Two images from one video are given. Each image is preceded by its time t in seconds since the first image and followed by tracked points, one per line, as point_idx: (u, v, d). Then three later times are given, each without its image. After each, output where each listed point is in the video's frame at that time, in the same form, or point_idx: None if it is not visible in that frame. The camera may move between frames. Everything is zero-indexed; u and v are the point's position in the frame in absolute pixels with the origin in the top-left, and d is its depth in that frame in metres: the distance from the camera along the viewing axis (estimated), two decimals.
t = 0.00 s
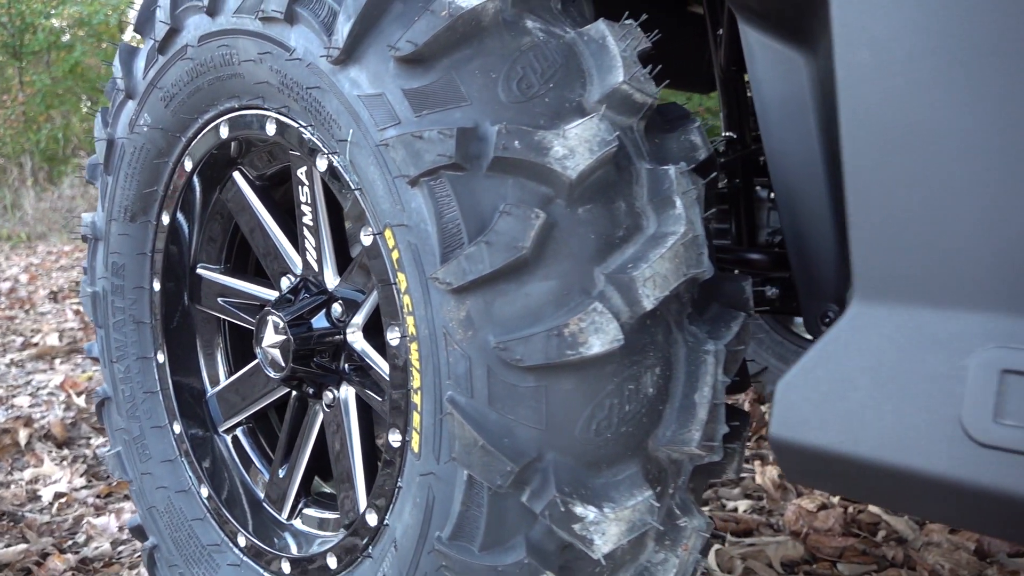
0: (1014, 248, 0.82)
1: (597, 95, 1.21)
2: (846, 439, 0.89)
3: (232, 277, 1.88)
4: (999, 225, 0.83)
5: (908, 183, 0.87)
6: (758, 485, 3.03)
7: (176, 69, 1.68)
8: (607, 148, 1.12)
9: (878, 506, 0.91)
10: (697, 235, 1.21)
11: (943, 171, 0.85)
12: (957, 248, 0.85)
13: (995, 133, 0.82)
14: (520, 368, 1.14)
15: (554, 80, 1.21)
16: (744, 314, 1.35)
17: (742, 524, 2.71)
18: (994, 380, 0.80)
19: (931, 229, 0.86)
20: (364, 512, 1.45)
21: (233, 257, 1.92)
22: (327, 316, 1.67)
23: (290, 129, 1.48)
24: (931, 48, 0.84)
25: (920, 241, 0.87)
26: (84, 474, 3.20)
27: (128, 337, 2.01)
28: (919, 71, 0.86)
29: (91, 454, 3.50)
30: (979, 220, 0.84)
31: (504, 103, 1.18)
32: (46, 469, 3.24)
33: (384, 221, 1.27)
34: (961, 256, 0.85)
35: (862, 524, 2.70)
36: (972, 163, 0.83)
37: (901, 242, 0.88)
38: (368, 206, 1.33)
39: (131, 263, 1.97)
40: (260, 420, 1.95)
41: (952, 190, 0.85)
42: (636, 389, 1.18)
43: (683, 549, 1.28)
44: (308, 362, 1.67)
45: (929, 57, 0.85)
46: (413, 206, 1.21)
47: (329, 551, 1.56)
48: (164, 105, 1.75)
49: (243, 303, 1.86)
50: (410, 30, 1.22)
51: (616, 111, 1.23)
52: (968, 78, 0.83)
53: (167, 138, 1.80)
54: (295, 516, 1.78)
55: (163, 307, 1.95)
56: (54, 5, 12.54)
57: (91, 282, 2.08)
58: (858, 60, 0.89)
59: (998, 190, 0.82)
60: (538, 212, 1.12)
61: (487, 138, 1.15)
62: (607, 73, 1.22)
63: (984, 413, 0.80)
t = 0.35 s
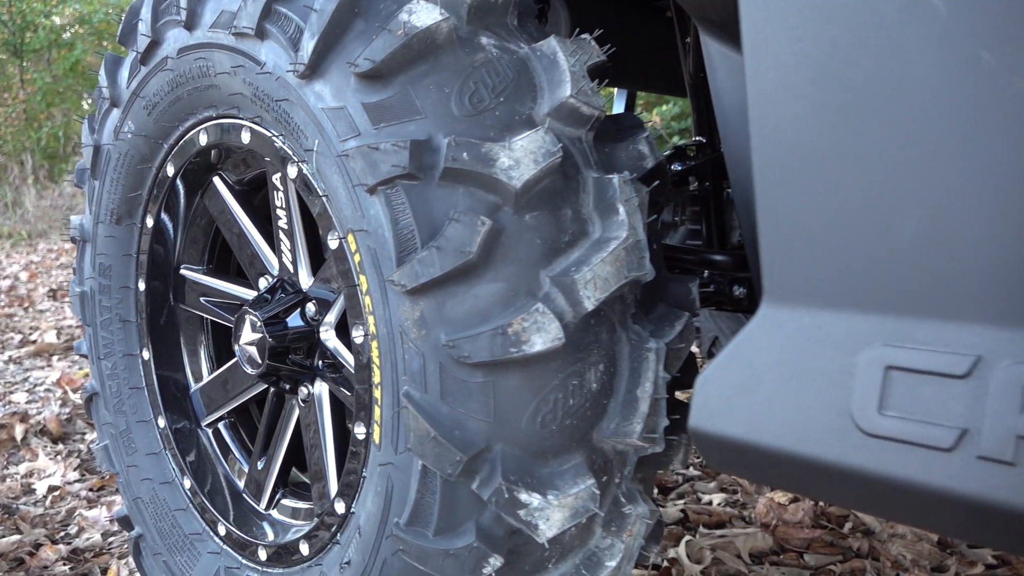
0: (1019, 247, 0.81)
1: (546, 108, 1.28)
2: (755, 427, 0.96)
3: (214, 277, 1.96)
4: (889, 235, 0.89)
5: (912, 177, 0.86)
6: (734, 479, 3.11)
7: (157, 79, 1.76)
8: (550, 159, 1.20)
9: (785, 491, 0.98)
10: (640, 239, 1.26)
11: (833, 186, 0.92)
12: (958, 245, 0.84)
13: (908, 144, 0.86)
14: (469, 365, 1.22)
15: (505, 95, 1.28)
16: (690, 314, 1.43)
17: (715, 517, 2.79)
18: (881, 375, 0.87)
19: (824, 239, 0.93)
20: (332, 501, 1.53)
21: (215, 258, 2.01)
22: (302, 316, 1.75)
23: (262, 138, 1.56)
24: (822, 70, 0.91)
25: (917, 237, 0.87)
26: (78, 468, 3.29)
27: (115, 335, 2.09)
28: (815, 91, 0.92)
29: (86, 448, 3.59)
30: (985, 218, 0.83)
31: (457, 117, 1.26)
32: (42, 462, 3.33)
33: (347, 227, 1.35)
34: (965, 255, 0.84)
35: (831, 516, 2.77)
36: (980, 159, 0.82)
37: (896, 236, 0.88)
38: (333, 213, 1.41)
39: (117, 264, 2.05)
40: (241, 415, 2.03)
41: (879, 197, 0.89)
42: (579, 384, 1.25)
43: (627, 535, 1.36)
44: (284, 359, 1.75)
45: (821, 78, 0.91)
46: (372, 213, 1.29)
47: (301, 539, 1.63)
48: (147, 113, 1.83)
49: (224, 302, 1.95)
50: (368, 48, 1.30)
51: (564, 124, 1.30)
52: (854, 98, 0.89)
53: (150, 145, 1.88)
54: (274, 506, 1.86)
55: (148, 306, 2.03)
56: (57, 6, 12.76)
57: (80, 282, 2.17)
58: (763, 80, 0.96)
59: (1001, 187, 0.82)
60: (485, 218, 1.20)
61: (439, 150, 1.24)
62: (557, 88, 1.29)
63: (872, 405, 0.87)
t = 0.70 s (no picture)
0: (938, 249, 0.86)
1: (495, 119, 1.36)
2: (671, 418, 1.04)
3: (192, 280, 2.04)
4: (789, 239, 0.95)
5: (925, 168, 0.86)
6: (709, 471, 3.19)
7: (133, 91, 1.83)
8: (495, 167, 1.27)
9: (702, 476, 1.06)
10: (583, 242, 1.34)
11: (738, 195, 0.99)
12: (882, 246, 0.89)
13: (808, 153, 0.93)
14: (420, 362, 1.30)
15: (455, 108, 1.36)
16: (636, 313, 1.52)
17: (688, 508, 2.87)
18: (780, 368, 0.95)
19: (732, 241, 1.00)
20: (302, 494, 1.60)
21: (194, 262, 2.09)
22: (274, 317, 1.82)
23: (232, 148, 1.64)
24: (730, 88, 0.99)
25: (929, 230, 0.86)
26: (69, 466, 3.37)
27: (98, 336, 2.17)
28: (724, 107, 0.99)
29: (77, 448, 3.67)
30: (1006, 208, 0.81)
31: (408, 129, 1.34)
32: (34, 461, 3.41)
33: (309, 233, 1.43)
34: (935, 253, 0.86)
35: (800, 506, 2.86)
36: (902, 166, 0.87)
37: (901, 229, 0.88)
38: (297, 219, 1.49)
39: (100, 269, 2.13)
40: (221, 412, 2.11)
41: (784, 202, 0.96)
42: (526, 380, 1.33)
43: (576, 521, 1.43)
44: (257, 359, 1.83)
45: (728, 95, 0.99)
46: (330, 220, 1.37)
47: (274, 530, 1.71)
48: (125, 123, 1.91)
49: (201, 304, 2.03)
50: (325, 64, 1.38)
51: (512, 135, 1.38)
52: (756, 114, 0.97)
53: (128, 154, 1.95)
54: (250, 499, 1.94)
55: (130, 308, 2.11)
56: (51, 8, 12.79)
57: (65, 286, 2.25)
58: (679, 96, 1.03)
59: (918, 193, 0.87)
60: (433, 225, 1.28)
61: (391, 161, 1.32)
62: (505, 100, 1.37)
63: (772, 396, 0.95)
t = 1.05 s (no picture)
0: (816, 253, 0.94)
1: (442, 127, 1.42)
2: (585, 407, 1.12)
3: (167, 277, 2.13)
4: (690, 242, 1.03)
5: (847, 171, 0.91)
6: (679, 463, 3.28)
7: (107, 97, 1.91)
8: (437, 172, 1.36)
9: (617, 461, 1.14)
10: (525, 243, 1.40)
11: (645, 201, 1.07)
12: (768, 250, 0.97)
13: (706, 163, 1.01)
14: (368, 356, 1.39)
15: (403, 116, 1.43)
16: (578, 311, 1.56)
17: (655, 498, 2.96)
18: (680, 361, 1.03)
19: (641, 243, 1.08)
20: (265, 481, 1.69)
21: (170, 260, 2.18)
22: (243, 313, 1.90)
23: (199, 152, 1.72)
24: (639, 103, 1.06)
25: (847, 230, 0.91)
26: (57, 458, 3.47)
27: (78, 331, 2.26)
28: (634, 120, 1.07)
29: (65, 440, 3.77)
30: (871, 214, 0.90)
31: (358, 137, 1.42)
32: (22, 453, 3.50)
33: (266, 234, 1.51)
34: (814, 256, 0.94)
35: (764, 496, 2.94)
36: (785, 175, 0.95)
37: (819, 228, 0.93)
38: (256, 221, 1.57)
39: (78, 266, 2.22)
40: (196, 403, 2.20)
41: (685, 208, 1.04)
42: (469, 372, 1.41)
43: (519, 506, 1.50)
44: (227, 353, 1.91)
45: (636, 109, 1.07)
46: (285, 222, 1.46)
47: (240, 515, 1.79)
48: (100, 128, 1.99)
49: (175, 300, 2.11)
50: (280, 75, 1.46)
51: (460, 141, 1.45)
52: (660, 127, 1.05)
53: (104, 157, 2.04)
54: (221, 487, 2.02)
55: (108, 304, 2.20)
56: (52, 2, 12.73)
57: (46, 283, 2.33)
58: (594, 109, 1.11)
59: (799, 202, 0.94)
60: (378, 227, 1.37)
61: (340, 166, 1.40)
62: (452, 108, 1.44)
63: (672, 386, 1.03)
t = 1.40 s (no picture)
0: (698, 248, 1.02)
1: (387, 129, 1.52)
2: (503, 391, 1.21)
3: (140, 271, 2.23)
4: (593, 239, 1.12)
5: (724, 175, 1.00)
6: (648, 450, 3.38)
7: (79, 98, 2.01)
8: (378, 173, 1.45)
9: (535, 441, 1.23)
10: (464, 239, 1.50)
11: (556, 200, 1.16)
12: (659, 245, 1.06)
13: (607, 166, 1.10)
14: (315, 344, 1.49)
15: (350, 119, 1.52)
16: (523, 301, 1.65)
17: (621, 484, 3.06)
18: (584, 347, 1.12)
19: (553, 240, 1.17)
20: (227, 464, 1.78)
21: (143, 254, 2.27)
22: (211, 305, 2.00)
23: (163, 151, 1.81)
24: (549, 110, 1.15)
25: (725, 228, 1.00)
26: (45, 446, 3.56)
27: (56, 323, 2.35)
28: (546, 126, 1.16)
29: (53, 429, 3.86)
30: (745, 213, 0.98)
31: (306, 139, 1.51)
32: (10, 441, 3.60)
33: (223, 231, 1.61)
34: (697, 251, 1.03)
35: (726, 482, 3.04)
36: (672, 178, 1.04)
37: (702, 226, 1.02)
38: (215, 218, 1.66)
39: (56, 260, 2.31)
40: (170, 391, 2.29)
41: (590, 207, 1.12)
42: (411, 359, 1.50)
43: (462, 486, 1.59)
44: (195, 342, 2.00)
45: (547, 115, 1.16)
46: (239, 219, 1.55)
47: (206, 496, 1.88)
48: (74, 127, 2.08)
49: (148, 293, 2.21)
50: (234, 80, 1.55)
51: (403, 142, 1.53)
52: (568, 132, 1.14)
53: (78, 156, 2.13)
54: (192, 471, 2.12)
55: (85, 296, 2.29)
56: None
57: (26, 276, 2.43)
58: (511, 115, 1.20)
59: (684, 201, 1.03)
60: (323, 224, 1.46)
61: (289, 166, 1.50)
62: (396, 111, 1.53)
63: (577, 370, 1.12)
